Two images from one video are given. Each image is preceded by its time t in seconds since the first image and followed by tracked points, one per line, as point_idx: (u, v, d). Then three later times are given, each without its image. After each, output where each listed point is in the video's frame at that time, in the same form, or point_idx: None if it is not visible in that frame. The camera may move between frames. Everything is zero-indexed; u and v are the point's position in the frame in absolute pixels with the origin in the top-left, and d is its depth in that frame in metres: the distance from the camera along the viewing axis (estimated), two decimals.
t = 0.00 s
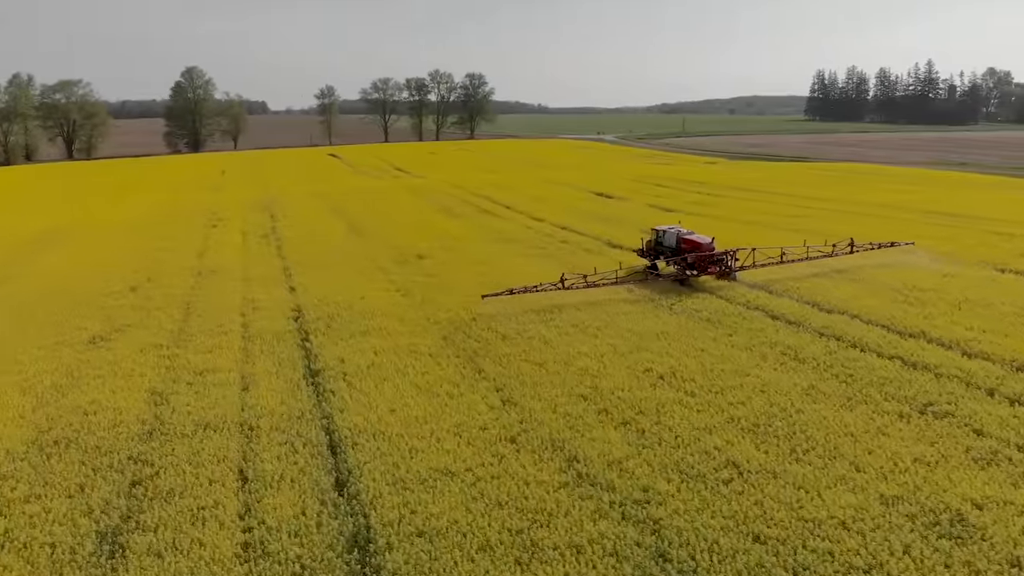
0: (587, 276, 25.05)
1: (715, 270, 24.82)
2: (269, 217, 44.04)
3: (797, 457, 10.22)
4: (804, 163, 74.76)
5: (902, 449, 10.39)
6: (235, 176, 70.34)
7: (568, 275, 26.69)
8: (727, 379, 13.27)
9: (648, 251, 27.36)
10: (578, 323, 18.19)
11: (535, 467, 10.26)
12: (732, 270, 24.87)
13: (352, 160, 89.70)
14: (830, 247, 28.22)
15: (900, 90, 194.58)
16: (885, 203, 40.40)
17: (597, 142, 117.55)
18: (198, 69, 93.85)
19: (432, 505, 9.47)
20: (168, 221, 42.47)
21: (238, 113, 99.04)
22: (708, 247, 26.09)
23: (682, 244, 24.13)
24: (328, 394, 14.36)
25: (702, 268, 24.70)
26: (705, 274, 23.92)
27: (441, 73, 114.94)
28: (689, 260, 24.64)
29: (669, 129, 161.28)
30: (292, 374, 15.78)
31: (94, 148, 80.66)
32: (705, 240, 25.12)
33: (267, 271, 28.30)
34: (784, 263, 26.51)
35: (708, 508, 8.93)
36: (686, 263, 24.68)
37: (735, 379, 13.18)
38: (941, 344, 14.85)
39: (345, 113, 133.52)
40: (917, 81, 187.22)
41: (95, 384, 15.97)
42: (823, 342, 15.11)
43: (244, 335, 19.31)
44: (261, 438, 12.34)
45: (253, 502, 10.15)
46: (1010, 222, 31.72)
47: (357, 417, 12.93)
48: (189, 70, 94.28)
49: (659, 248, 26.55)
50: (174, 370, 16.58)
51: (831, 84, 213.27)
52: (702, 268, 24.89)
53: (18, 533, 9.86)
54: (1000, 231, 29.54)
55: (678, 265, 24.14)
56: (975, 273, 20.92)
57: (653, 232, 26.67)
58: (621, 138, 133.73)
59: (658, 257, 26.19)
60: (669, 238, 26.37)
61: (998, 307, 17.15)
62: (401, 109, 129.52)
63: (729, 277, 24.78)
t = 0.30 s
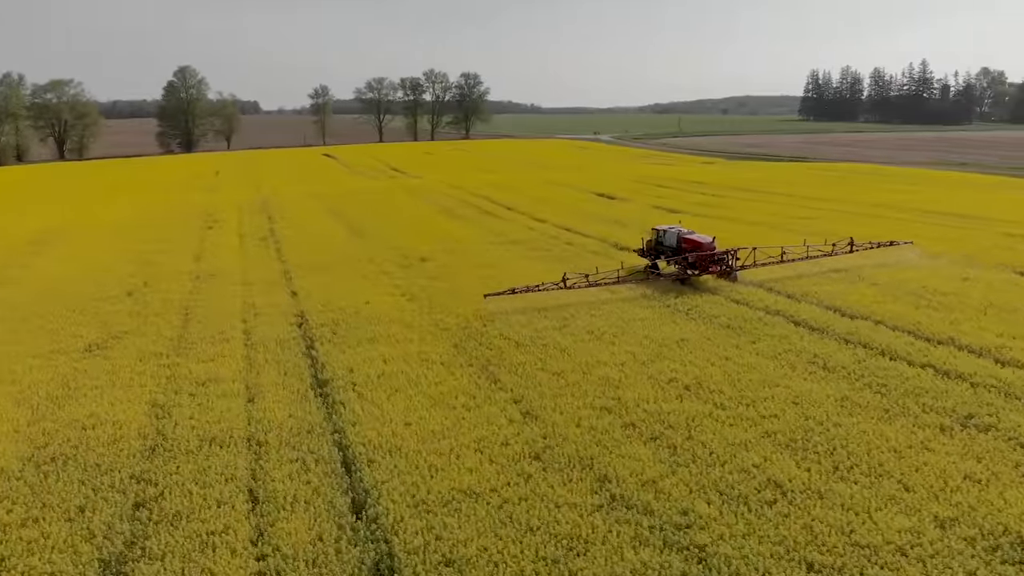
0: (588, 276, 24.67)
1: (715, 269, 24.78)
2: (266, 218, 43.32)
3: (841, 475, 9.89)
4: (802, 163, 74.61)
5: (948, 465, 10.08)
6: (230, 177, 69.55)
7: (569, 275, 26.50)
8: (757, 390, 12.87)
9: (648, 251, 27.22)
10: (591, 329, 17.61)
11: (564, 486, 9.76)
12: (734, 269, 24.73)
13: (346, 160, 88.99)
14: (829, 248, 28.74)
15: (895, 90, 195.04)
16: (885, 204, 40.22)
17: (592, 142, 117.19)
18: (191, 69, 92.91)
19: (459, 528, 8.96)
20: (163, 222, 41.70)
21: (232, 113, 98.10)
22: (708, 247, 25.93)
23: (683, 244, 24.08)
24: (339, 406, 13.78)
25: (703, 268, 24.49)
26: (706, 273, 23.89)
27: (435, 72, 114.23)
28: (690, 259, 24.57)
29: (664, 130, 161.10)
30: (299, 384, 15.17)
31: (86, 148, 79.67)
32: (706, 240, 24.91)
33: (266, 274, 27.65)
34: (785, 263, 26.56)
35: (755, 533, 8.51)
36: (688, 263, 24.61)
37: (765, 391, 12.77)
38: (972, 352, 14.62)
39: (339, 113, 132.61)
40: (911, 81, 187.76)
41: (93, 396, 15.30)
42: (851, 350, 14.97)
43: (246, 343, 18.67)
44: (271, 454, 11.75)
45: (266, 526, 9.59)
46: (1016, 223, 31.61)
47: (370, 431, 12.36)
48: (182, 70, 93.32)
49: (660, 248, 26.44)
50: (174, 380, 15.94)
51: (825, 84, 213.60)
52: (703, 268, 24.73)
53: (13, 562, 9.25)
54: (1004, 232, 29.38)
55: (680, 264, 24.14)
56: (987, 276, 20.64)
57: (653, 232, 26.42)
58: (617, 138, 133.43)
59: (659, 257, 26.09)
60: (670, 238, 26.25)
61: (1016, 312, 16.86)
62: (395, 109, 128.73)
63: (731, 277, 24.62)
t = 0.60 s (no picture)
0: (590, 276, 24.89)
1: (715, 269, 25.28)
2: (263, 220, 42.62)
3: (890, 495, 9.54)
4: (798, 164, 74.68)
5: (999, 483, 9.76)
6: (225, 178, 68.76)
7: (571, 275, 26.70)
8: (788, 403, 12.47)
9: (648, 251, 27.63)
10: (606, 335, 17.00)
11: (599, 508, 9.26)
12: (733, 269, 25.24)
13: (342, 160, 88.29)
14: (830, 248, 28.89)
15: (889, 90, 195.58)
16: (886, 204, 40.20)
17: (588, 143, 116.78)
18: (184, 68, 91.91)
19: (492, 557, 8.46)
20: (159, 225, 41.00)
21: (225, 114, 97.13)
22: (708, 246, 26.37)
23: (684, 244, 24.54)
24: (350, 419, 13.21)
25: (703, 267, 24.92)
26: (707, 273, 24.35)
27: (431, 71, 113.34)
28: (690, 259, 25.04)
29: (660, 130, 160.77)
30: (308, 396, 14.55)
31: (78, 148, 78.68)
32: (706, 240, 25.42)
33: (265, 278, 27.01)
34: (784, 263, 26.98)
35: (808, 564, 8.10)
36: (688, 262, 25.09)
37: (798, 404, 12.36)
38: (1005, 360, 14.30)
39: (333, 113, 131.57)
40: (906, 81, 188.15)
41: (90, 409, 14.62)
42: (880, 358, 14.61)
43: (249, 351, 18.01)
44: (282, 472, 11.16)
45: (283, 553, 9.03)
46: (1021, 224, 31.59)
47: (385, 446, 11.82)
48: (174, 69, 92.31)
49: (661, 248, 26.84)
50: (175, 391, 15.28)
51: (820, 84, 213.83)
52: (702, 267, 25.21)
53: None
54: (1008, 234, 29.37)
55: (681, 264, 24.61)
56: (1005, 279, 20.37)
57: (654, 232, 26.81)
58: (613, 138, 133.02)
59: (659, 257, 26.55)
60: (670, 238, 26.69)
61: None
62: (390, 109, 127.81)
63: (730, 276, 25.07)
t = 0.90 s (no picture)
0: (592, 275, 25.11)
1: (716, 268, 25.58)
2: (261, 222, 41.89)
3: (946, 517, 9.16)
4: (796, 164, 74.61)
5: None
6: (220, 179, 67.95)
7: (572, 275, 26.85)
8: (825, 417, 12.03)
9: (648, 251, 27.89)
10: (624, 341, 16.47)
11: (640, 535, 8.76)
12: (734, 268, 25.56)
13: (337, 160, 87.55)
14: (830, 247, 29.00)
15: (883, 90, 196.12)
16: (887, 204, 40.11)
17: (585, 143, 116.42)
18: (177, 68, 90.86)
19: None
20: (155, 227, 40.23)
21: (219, 114, 96.16)
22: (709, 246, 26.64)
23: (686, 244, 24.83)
24: (363, 434, 12.61)
25: (704, 266, 25.20)
26: (708, 272, 24.63)
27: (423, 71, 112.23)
28: (692, 259, 25.33)
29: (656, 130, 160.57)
30: (317, 409, 13.93)
31: (70, 149, 77.63)
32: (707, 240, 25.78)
33: (266, 282, 26.37)
34: (784, 263, 27.14)
35: None
36: (689, 262, 25.38)
37: (835, 418, 11.93)
38: None
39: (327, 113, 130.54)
40: (900, 81, 188.65)
41: (88, 424, 13.95)
42: (913, 367, 14.19)
43: (252, 360, 17.37)
44: (295, 493, 10.55)
45: None
46: None
47: (404, 463, 11.24)
48: (167, 69, 91.22)
49: (662, 248, 27.11)
50: (178, 404, 14.62)
51: (815, 83, 214.17)
52: (703, 266, 25.49)
53: None
54: (1018, 236, 29.21)
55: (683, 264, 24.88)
56: None
57: (654, 232, 27.11)
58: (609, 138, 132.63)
59: (660, 256, 26.82)
60: (671, 238, 26.95)
61: None
62: (385, 109, 126.94)
63: (732, 275, 25.35)
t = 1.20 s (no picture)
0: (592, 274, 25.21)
1: (717, 268, 25.64)
2: (259, 223, 41.18)
3: (1007, 542, 8.76)
4: (795, 164, 74.39)
5: None
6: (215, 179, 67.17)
7: (574, 275, 26.85)
8: (863, 432, 11.59)
9: (649, 251, 27.79)
10: (644, 349, 15.91)
11: (688, 566, 8.27)
12: (735, 268, 25.60)
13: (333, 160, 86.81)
14: (831, 247, 28.95)
15: (878, 90, 196.36)
16: (890, 205, 39.83)
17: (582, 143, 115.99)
18: (170, 67, 89.92)
19: None
20: (151, 229, 39.45)
21: (213, 114, 95.22)
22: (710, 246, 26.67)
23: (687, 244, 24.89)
24: (379, 449, 12.03)
25: (704, 266, 25.15)
26: (709, 272, 24.68)
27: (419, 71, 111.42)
28: (693, 259, 25.37)
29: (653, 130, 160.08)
30: (328, 423, 13.31)
31: (63, 150, 76.68)
32: (708, 240, 25.83)
33: (267, 286, 25.68)
34: (785, 263, 27.05)
35: None
36: (690, 262, 25.44)
37: (874, 434, 11.49)
38: None
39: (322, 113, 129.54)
40: (896, 80, 188.90)
41: (86, 439, 13.29)
42: (947, 377, 13.77)
43: (256, 370, 16.72)
44: (310, 517, 9.95)
45: None
46: None
47: (425, 482, 10.68)
48: (160, 68, 90.27)
49: (663, 248, 27.14)
50: (181, 418, 13.98)
51: (810, 83, 214.22)
52: (704, 267, 25.47)
53: None
54: None
55: (683, 265, 24.95)
56: None
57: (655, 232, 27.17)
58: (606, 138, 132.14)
59: (661, 257, 26.76)
60: (672, 238, 26.98)
61: None
62: (381, 109, 126.10)
63: (732, 275, 25.42)
